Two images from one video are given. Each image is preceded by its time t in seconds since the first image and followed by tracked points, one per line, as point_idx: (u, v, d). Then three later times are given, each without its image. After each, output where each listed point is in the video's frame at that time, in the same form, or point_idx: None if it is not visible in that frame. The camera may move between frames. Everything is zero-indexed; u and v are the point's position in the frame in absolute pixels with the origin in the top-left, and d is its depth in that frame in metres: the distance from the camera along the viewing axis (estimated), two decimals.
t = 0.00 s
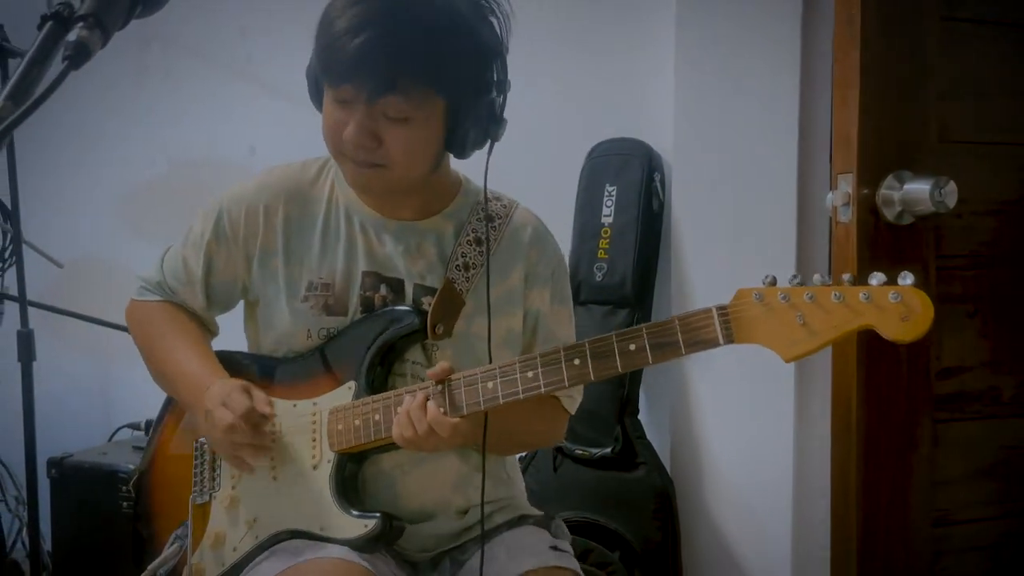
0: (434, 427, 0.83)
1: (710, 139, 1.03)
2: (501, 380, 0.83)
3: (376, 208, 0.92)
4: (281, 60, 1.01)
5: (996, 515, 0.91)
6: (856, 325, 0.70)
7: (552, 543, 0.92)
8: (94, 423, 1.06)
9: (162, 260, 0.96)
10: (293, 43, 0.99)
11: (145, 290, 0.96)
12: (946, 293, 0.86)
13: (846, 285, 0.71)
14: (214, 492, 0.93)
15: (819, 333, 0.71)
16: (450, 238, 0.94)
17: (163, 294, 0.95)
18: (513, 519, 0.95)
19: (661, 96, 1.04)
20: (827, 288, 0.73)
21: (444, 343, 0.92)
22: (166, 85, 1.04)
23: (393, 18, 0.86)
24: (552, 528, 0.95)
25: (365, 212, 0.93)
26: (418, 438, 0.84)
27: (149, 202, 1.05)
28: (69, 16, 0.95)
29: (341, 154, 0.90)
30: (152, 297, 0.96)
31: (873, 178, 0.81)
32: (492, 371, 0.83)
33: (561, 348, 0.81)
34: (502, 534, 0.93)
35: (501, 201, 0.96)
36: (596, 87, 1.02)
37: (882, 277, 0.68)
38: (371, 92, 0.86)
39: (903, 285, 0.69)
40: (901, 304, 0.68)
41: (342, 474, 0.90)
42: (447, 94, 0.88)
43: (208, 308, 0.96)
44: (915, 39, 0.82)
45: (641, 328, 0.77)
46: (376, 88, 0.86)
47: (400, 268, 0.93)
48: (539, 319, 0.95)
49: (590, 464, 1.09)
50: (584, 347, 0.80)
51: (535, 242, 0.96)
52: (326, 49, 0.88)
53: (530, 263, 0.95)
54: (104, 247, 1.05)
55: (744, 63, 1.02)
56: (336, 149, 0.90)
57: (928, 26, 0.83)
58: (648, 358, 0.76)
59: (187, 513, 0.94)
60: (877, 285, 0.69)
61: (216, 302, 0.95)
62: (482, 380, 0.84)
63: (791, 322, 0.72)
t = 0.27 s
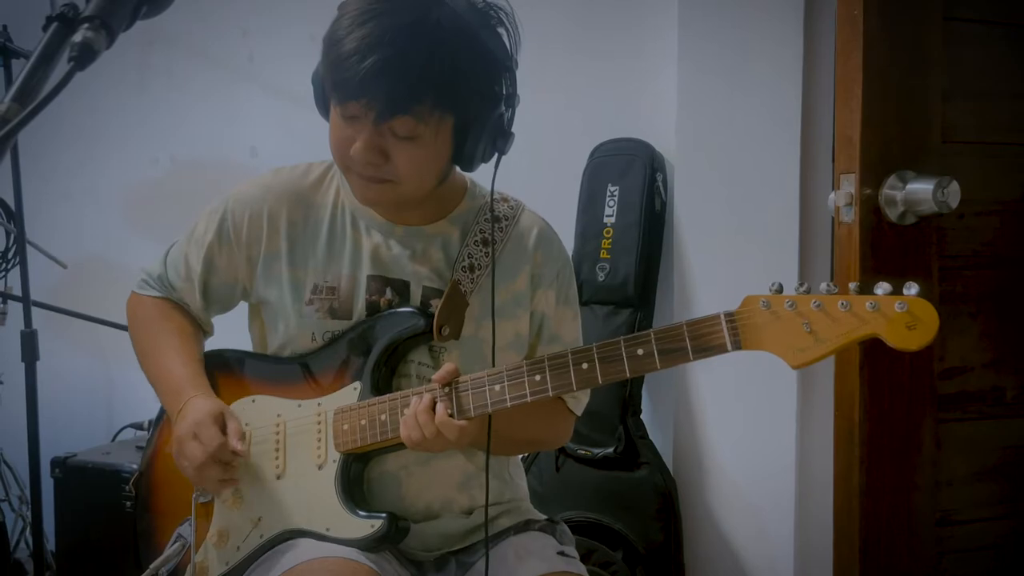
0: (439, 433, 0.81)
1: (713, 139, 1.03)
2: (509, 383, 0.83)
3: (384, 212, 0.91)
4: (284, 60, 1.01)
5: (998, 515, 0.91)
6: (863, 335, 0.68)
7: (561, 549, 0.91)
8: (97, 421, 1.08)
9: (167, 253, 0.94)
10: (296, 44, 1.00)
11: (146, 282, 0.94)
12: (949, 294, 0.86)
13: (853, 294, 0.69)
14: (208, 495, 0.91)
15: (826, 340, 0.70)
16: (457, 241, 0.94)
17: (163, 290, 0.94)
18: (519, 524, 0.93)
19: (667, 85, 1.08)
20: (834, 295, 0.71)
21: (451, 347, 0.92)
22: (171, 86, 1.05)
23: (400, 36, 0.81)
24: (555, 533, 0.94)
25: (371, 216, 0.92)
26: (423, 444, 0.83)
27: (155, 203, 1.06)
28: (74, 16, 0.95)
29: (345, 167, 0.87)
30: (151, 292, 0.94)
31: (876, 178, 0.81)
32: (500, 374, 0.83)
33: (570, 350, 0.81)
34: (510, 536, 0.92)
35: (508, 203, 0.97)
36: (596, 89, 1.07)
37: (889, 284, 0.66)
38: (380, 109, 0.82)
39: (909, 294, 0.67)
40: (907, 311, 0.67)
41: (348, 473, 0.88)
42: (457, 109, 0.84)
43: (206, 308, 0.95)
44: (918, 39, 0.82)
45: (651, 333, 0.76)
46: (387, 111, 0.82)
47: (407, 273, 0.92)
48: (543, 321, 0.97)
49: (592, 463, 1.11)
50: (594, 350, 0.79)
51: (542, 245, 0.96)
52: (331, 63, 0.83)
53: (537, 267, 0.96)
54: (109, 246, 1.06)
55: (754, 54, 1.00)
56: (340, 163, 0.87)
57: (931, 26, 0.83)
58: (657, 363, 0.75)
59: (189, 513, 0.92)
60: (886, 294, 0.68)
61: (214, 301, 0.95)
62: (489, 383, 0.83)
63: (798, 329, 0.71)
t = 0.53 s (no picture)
0: (437, 420, 0.82)
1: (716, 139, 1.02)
2: (504, 370, 0.83)
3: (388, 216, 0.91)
4: (286, 61, 1.02)
5: (1001, 515, 0.91)
6: (848, 306, 0.71)
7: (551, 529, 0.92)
8: (100, 425, 1.07)
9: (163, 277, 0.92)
10: (297, 45, 1.01)
11: (137, 324, 0.91)
12: (951, 294, 0.86)
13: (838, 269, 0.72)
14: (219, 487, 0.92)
15: (813, 314, 0.72)
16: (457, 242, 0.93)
17: (160, 321, 0.91)
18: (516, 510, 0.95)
19: (663, 114, 1.05)
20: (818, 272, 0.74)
21: (451, 345, 0.91)
22: (172, 86, 1.04)
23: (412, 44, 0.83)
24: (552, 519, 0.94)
25: (375, 220, 0.92)
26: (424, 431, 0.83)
27: (158, 202, 1.05)
28: (77, 17, 0.96)
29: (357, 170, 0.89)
30: (145, 331, 0.91)
31: (878, 178, 0.81)
32: (495, 362, 0.84)
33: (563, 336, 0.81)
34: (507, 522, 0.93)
35: (506, 203, 0.96)
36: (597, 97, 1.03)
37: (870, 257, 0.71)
38: (393, 112, 0.84)
39: (892, 266, 0.71)
40: (889, 284, 0.70)
41: (349, 468, 0.89)
42: (467, 113, 0.86)
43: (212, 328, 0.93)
44: (920, 39, 0.82)
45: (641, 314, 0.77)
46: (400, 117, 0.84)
47: (407, 274, 0.92)
48: (541, 320, 0.95)
49: (593, 463, 1.11)
50: (587, 334, 0.80)
51: (540, 244, 0.96)
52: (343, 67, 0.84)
53: (535, 266, 0.95)
54: (111, 247, 1.06)
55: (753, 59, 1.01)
56: (352, 166, 0.89)
57: (932, 27, 0.83)
58: (649, 344, 0.77)
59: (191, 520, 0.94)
60: (866, 267, 0.71)
61: (222, 319, 0.93)
62: (484, 371, 0.84)
63: (785, 304, 0.73)
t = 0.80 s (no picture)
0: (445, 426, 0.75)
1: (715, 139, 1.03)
2: (514, 377, 0.76)
3: (390, 214, 0.86)
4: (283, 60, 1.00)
5: (1002, 514, 0.91)
6: (868, 324, 0.64)
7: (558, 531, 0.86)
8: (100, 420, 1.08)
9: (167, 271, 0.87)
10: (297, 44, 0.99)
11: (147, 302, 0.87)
12: (953, 293, 0.86)
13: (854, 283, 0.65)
14: (225, 489, 0.84)
15: (828, 330, 0.65)
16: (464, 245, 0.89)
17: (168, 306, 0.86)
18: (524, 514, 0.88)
19: (665, 99, 1.07)
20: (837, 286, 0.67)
21: (458, 348, 0.86)
22: (173, 85, 1.05)
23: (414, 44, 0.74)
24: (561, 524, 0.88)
25: (380, 220, 0.87)
26: (429, 437, 0.76)
27: (159, 201, 1.06)
28: (80, 15, 0.87)
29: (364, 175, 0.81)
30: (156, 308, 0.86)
31: (880, 178, 0.81)
32: (505, 367, 0.77)
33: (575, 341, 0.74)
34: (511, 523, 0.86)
35: (514, 205, 0.92)
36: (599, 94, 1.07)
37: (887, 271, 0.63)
38: (398, 112, 0.75)
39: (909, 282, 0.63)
40: (908, 301, 0.62)
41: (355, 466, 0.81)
42: (479, 117, 0.78)
43: (215, 320, 0.88)
44: (921, 39, 0.82)
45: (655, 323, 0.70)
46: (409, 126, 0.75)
47: (413, 274, 0.87)
48: (546, 323, 0.91)
49: (596, 463, 1.09)
50: (599, 341, 0.73)
51: (548, 246, 0.91)
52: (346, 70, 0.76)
53: (544, 266, 0.91)
54: (112, 246, 1.06)
55: (756, 56, 1.00)
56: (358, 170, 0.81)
57: (933, 26, 0.83)
58: (663, 355, 0.69)
59: (198, 512, 0.86)
60: (886, 281, 0.64)
61: (224, 316, 0.89)
62: (494, 377, 0.77)
63: (800, 320, 0.66)
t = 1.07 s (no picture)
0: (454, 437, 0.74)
1: (717, 138, 1.02)
2: (525, 389, 0.75)
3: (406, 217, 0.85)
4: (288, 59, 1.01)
5: (1002, 514, 0.91)
6: (894, 350, 0.60)
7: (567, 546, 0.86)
8: (100, 420, 1.08)
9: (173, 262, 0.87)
10: (303, 45, 0.99)
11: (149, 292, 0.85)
12: (955, 293, 0.86)
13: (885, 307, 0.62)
14: (232, 488, 0.85)
15: (853, 356, 0.62)
16: (479, 250, 0.88)
17: (172, 298, 0.86)
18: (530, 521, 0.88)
19: (666, 99, 1.05)
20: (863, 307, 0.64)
21: (468, 356, 0.86)
22: (172, 85, 1.05)
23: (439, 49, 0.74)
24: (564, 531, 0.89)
25: (394, 223, 0.86)
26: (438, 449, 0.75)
27: (160, 201, 1.05)
28: (80, 14, 0.88)
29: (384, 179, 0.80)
30: (159, 300, 0.85)
31: (881, 177, 0.81)
32: (516, 378, 0.75)
33: (588, 357, 0.72)
34: (519, 533, 0.86)
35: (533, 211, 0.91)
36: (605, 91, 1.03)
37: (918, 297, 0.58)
38: (428, 121, 0.74)
39: (941, 308, 0.58)
40: (938, 328, 0.58)
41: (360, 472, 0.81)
42: (509, 127, 0.78)
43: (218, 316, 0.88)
44: (922, 38, 0.82)
45: (670, 341, 0.68)
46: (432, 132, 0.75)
47: (427, 279, 0.86)
48: (560, 334, 0.90)
49: (598, 463, 1.09)
50: (613, 357, 0.71)
51: (564, 253, 0.90)
52: (376, 80, 0.76)
53: (561, 274, 0.90)
54: (111, 246, 1.05)
55: (756, 56, 1.00)
56: (380, 175, 0.80)
57: (934, 25, 0.82)
58: (677, 374, 0.67)
59: (203, 509, 0.86)
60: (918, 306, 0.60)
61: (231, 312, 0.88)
62: (505, 388, 0.76)
63: (824, 343, 0.63)
